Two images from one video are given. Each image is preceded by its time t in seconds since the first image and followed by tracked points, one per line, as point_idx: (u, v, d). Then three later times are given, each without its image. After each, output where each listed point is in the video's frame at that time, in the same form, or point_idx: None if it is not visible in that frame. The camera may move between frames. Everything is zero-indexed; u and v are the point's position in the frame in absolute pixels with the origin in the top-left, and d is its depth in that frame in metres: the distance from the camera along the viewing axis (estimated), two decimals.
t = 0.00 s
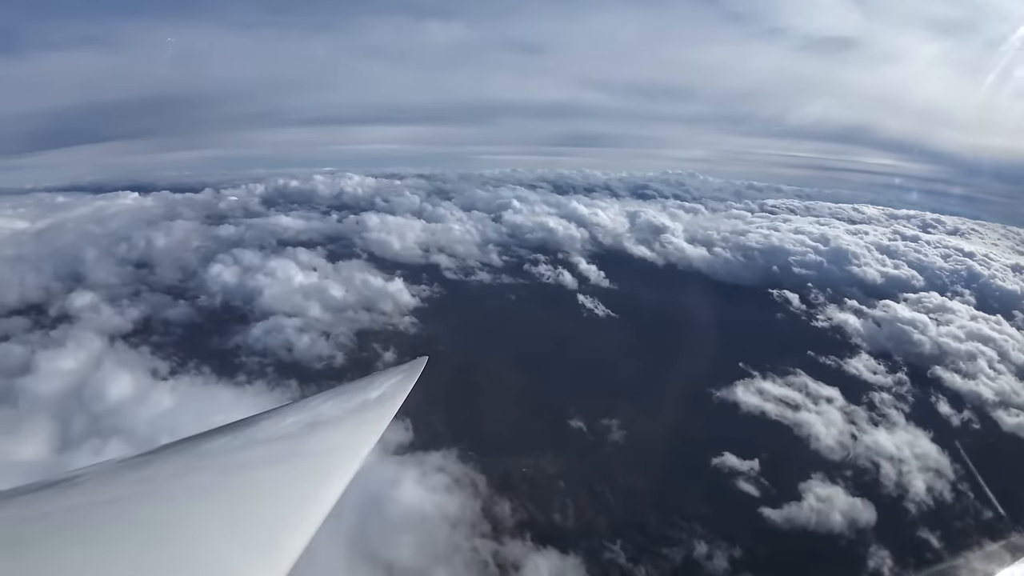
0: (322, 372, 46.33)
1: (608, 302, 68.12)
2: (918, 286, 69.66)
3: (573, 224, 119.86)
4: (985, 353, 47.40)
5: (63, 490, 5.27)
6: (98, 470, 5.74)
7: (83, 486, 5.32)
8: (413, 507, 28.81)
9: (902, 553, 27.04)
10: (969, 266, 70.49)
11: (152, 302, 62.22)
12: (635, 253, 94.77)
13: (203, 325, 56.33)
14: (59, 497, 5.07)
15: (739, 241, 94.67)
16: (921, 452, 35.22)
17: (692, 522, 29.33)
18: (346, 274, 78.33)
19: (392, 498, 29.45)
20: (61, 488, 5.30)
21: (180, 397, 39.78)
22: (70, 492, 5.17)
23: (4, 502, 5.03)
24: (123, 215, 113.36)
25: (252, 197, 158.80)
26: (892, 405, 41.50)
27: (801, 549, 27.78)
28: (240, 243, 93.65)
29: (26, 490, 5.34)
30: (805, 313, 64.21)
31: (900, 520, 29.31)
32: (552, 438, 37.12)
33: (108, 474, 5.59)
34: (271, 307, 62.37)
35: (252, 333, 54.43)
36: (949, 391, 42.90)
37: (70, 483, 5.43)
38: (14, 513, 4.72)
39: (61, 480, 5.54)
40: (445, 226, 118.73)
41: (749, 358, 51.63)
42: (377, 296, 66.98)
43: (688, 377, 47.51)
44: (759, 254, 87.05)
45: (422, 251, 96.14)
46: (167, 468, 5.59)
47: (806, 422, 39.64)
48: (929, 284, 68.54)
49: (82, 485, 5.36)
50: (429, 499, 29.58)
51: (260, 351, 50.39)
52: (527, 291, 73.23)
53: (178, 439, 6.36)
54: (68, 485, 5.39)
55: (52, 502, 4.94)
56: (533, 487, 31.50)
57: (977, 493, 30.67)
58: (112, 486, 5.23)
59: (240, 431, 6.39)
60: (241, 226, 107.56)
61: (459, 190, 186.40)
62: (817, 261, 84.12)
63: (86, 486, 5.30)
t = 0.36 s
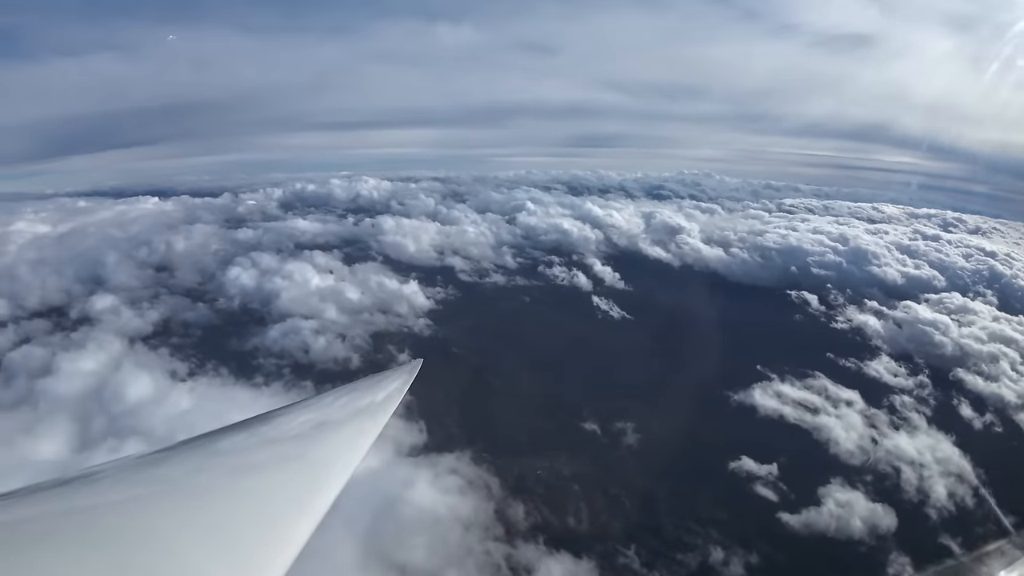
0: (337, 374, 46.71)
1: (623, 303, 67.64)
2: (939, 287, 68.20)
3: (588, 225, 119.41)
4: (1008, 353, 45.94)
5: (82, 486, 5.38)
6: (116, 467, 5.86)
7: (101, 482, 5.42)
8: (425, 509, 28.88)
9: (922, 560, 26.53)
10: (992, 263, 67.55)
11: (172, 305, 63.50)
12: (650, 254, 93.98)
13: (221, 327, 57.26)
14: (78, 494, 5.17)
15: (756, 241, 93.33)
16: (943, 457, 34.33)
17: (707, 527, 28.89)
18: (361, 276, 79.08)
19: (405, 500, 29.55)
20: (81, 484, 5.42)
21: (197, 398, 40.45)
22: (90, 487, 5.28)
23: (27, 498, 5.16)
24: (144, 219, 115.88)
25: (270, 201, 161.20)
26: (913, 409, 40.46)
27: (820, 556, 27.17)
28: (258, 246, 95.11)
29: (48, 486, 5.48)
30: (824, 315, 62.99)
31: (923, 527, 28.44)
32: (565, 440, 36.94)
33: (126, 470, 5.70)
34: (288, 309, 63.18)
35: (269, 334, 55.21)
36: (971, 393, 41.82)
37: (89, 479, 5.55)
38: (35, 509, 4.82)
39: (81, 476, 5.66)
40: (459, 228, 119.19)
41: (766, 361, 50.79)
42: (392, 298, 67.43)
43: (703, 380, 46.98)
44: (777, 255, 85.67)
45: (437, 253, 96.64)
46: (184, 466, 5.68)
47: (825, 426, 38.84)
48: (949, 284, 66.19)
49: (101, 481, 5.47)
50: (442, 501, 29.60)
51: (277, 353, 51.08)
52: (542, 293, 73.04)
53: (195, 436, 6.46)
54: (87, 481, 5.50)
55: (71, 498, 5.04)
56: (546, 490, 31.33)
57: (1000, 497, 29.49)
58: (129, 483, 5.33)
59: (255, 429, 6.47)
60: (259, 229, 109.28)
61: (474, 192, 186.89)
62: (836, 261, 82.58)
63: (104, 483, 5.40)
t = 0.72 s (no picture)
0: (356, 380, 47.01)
1: (642, 307, 66.78)
2: (965, 288, 66.52)
3: (605, 229, 118.67)
4: None
5: (109, 483, 5.42)
6: (139, 463, 5.89)
7: (127, 479, 5.46)
8: (442, 516, 28.79)
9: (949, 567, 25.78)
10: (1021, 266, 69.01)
11: (195, 312, 64.80)
12: (669, 258, 92.94)
13: (243, 334, 58.19)
14: (104, 492, 5.20)
15: (777, 243, 91.72)
16: (970, 463, 33.52)
17: (728, 536, 28.21)
18: (380, 283, 79.70)
19: (423, 507, 29.48)
20: (105, 481, 5.46)
21: (218, 403, 41.08)
22: (114, 486, 5.31)
23: (53, 494, 5.20)
24: (169, 228, 118.74)
25: (291, 209, 163.97)
26: (941, 414, 39.20)
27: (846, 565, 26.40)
28: (279, 254, 96.77)
29: (73, 483, 5.52)
30: (847, 317, 61.44)
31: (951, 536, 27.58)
32: (583, 447, 36.55)
33: (149, 468, 5.72)
34: (308, 316, 64.03)
35: (289, 341, 56.00)
36: (1001, 397, 40.76)
37: (113, 477, 5.57)
38: (62, 507, 4.86)
39: (105, 474, 5.70)
40: (476, 234, 119.53)
41: (789, 365, 49.68)
42: (410, 304, 67.88)
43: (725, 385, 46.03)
44: (799, 257, 84.06)
45: (454, 259, 97.19)
46: (206, 464, 5.70)
47: (850, 432, 37.72)
48: (976, 284, 66.82)
49: (125, 478, 5.50)
50: (459, 507, 29.48)
51: (297, 359, 51.75)
52: (559, 298, 72.76)
53: (216, 434, 6.48)
54: (111, 479, 5.52)
55: (97, 496, 5.08)
56: (565, 497, 31.02)
57: None
58: (152, 481, 5.35)
59: (275, 427, 6.47)
60: (280, 238, 111.10)
61: (491, 198, 187.52)
62: (860, 262, 80.67)
63: (128, 480, 5.43)
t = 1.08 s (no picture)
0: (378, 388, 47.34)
1: (664, 314, 65.84)
2: (999, 290, 64.30)
3: (626, 235, 117.76)
4: None
5: (134, 483, 5.51)
6: (165, 463, 5.99)
7: (152, 478, 5.55)
8: (462, 525, 28.64)
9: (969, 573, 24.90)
10: None
11: (221, 322, 66.36)
12: (691, 263, 91.62)
13: (268, 344, 59.32)
14: (133, 490, 5.28)
15: (803, 246, 89.68)
16: (1005, 470, 32.12)
17: (755, 547, 27.39)
18: (402, 292, 80.46)
19: (443, 516, 29.45)
20: (133, 480, 5.56)
21: (243, 411, 41.83)
22: (139, 485, 5.39)
23: (83, 494, 5.32)
24: (197, 241, 121.98)
25: (315, 221, 167.09)
26: (974, 420, 37.71)
27: None
28: (303, 265, 98.61)
29: (101, 483, 5.63)
30: (875, 322, 59.58)
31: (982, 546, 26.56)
32: (603, 455, 36.05)
33: (176, 467, 5.79)
34: (331, 325, 64.97)
35: (313, 350, 56.87)
36: None
37: (139, 477, 5.67)
38: (90, 507, 4.95)
39: (134, 473, 5.78)
40: (496, 242, 119.88)
41: (816, 372, 48.24)
42: (431, 313, 68.35)
43: (751, 392, 44.90)
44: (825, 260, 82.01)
45: (474, 268, 97.64)
46: (230, 463, 5.77)
47: (880, 440, 36.51)
48: (1010, 286, 65.27)
49: (153, 477, 5.61)
50: (479, 516, 29.28)
51: (321, 368, 52.48)
52: (580, 304, 72.31)
53: (239, 433, 6.56)
54: (139, 478, 5.61)
55: (124, 495, 5.18)
56: (587, 507, 30.59)
57: None
58: (178, 481, 5.43)
59: (297, 425, 6.53)
60: (304, 248, 113.23)
61: (511, 206, 187.95)
62: (888, 264, 78.40)
63: (154, 480, 5.52)
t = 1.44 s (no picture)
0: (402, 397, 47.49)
1: (690, 321, 64.60)
2: None
3: (650, 241, 116.39)
4: None
5: (167, 483, 5.61)
6: (195, 463, 6.10)
7: (184, 479, 5.65)
8: (484, 535, 28.48)
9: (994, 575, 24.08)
10: None
11: (250, 331, 67.90)
12: (717, 269, 90.01)
13: (295, 353, 60.39)
14: (165, 491, 5.37)
15: (832, 250, 87.27)
16: None
17: (785, 561, 26.47)
18: (425, 301, 81.02)
19: (465, 526, 29.31)
20: (164, 481, 5.68)
21: (270, 419, 42.55)
22: (171, 486, 5.49)
23: (118, 493, 5.45)
24: (227, 252, 125.49)
25: (340, 232, 170.36)
26: (1012, 428, 35.96)
27: None
28: (329, 275, 100.41)
29: (135, 482, 5.77)
30: (908, 326, 57.39)
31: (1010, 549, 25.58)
32: (626, 465, 35.45)
33: (206, 468, 5.87)
34: (356, 334, 65.88)
35: (338, 359, 57.72)
36: None
37: (171, 477, 5.78)
38: (124, 506, 5.06)
39: (167, 474, 5.89)
40: (519, 250, 119.95)
41: (847, 380, 46.59)
42: (454, 321, 68.68)
43: (780, 401, 43.64)
44: (855, 263, 79.58)
45: (497, 276, 97.89)
46: (259, 463, 5.83)
47: (916, 449, 35.01)
48: None
49: (184, 478, 5.71)
50: (501, 526, 29.05)
51: (346, 376, 53.16)
52: (603, 312, 71.67)
53: (267, 432, 6.65)
54: (171, 479, 5.72)
55: (156, 497, 5.25)
56: (612, 517, 30.15)
57: None
58: (208, 480, 5.51)
59: (324, 425, 6.57)
60: (329, 259, 115.28)
61: (533, 214, 188.22)
62: (920, 266, 75.67)
63: (185, 481, 5.62)
